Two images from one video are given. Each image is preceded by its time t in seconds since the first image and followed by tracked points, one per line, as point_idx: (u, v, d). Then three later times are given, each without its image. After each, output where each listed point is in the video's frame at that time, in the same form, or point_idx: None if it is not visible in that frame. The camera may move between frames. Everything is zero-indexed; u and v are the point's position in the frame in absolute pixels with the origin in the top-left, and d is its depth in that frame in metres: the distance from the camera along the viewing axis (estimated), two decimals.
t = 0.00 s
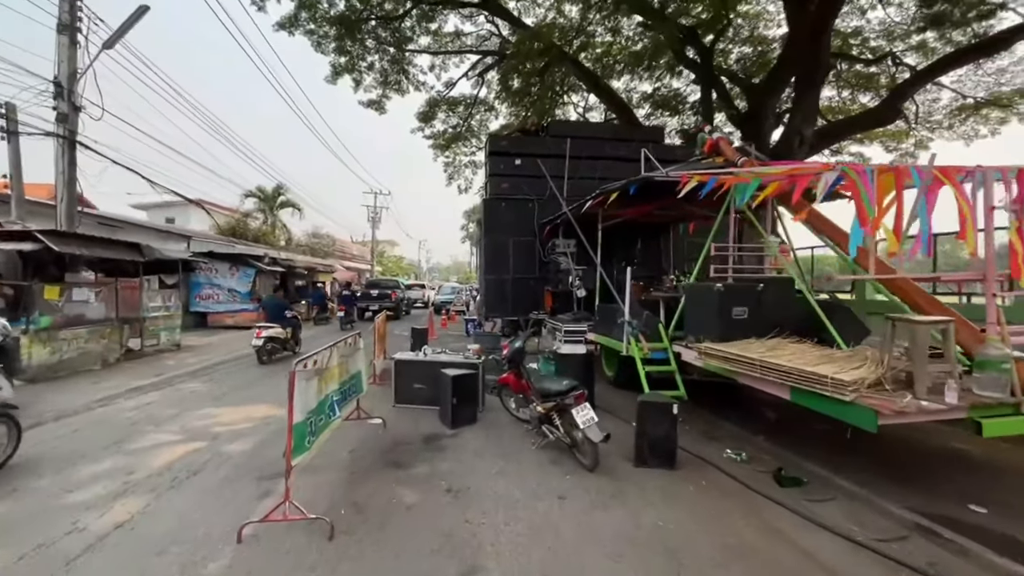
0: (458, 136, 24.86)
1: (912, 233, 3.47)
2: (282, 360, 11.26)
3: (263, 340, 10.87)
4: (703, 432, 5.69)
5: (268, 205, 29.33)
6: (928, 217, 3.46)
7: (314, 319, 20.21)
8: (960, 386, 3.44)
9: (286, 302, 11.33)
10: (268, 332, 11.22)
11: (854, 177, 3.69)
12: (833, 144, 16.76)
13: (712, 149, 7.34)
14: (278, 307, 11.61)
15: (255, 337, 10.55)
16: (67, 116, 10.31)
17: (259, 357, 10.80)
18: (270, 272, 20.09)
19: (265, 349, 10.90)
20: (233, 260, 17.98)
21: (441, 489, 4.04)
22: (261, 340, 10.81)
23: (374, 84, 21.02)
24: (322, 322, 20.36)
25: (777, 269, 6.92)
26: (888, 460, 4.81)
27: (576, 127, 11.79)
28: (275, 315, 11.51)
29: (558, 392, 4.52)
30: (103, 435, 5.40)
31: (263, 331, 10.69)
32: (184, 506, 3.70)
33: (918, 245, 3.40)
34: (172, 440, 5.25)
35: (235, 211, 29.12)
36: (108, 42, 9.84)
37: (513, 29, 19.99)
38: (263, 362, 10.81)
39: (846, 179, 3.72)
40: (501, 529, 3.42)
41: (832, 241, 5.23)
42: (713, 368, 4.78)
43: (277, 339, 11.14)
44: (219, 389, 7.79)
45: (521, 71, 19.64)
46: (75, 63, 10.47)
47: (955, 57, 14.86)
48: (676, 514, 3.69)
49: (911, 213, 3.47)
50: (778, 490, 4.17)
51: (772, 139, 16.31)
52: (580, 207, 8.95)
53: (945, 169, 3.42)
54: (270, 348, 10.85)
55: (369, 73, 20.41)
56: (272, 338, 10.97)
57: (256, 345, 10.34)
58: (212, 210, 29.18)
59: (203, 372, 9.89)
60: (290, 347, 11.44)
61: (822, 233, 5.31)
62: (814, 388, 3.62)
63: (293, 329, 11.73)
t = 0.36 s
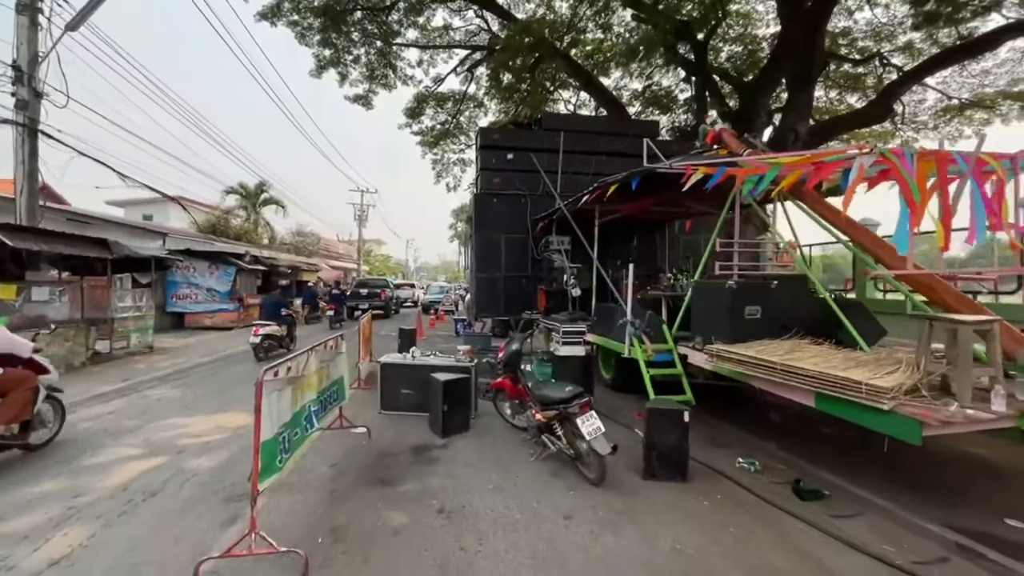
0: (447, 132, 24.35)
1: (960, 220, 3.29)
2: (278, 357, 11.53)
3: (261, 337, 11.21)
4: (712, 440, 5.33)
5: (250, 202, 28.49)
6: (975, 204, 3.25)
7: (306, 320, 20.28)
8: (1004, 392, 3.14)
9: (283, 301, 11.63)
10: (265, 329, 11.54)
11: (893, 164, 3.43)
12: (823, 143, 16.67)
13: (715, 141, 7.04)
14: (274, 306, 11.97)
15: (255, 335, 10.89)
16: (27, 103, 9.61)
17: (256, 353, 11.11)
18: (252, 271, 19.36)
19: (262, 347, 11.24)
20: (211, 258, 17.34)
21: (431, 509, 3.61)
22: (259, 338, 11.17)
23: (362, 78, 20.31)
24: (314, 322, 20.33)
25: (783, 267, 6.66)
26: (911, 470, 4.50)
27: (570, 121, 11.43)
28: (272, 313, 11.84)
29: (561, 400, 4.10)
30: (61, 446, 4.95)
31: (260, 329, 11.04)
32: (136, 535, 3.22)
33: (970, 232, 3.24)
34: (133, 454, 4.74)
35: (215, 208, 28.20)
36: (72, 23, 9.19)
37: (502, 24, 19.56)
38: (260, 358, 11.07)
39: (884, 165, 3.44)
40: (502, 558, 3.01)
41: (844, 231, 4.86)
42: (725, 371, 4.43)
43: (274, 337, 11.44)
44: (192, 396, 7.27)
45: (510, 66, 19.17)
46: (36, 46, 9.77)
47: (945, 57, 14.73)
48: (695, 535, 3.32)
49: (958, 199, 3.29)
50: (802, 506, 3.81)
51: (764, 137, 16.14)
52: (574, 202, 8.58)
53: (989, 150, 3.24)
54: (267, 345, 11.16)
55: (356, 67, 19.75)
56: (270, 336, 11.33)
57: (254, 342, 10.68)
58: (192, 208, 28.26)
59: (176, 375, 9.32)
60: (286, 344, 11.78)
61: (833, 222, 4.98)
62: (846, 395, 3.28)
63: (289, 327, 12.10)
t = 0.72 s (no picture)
0: (428, 128, 23.77)
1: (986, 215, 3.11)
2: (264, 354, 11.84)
3: (248, 335, 11.52)
4: (710, 446, 5.09)
5: (222, 197, 27.35)
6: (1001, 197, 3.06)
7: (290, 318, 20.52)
8: None
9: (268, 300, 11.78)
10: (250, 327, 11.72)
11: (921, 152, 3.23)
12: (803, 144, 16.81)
13: (707, 135, 6.80)
14: (261, 304, 12.22)
15: (241, 333, 11.16)
16: None
17: (243, 350, 11.42)
18: (222, 269, 18.44)
19: (248, 344, 11.45)
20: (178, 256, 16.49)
21: (414, 535, 3.24)
22: (246, 336, 11.48)
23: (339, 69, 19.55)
24: (296, 321, 20.41)
25: (777, 265, 6.47)
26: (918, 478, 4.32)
27: (556, 115, 11.11)
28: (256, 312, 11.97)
29: (556, 409, 3.78)
30: (48, 444, 4.95)
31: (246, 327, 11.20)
32: None
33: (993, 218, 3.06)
34: (77, 473, 4.24)
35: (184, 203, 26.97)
36: None
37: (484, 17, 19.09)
38: (246, 356, 11.40)
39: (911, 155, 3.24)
40: None
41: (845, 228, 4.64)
42: (727, 375, 4.19)
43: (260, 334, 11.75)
44: (152, 403, 6.72)
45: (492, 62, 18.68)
46: None
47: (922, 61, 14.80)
48: (704, 558, 3.04)
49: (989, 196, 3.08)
50: (814, 520, 3.56)
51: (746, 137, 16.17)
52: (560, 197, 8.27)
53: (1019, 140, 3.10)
54: (252, 343, 11.34)
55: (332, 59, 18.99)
56: (256, 334, 11.64)
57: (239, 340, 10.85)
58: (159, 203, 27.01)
59: (137, 381, 8.70)
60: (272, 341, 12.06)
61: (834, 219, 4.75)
62: (866, 404, 3.05)
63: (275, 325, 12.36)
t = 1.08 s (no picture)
0: (397, 123, 23.06)
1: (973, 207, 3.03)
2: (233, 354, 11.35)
3: (215, 335, 11.02)
4: (692, 451, 4.90)
5: (175, 192, 25.74)
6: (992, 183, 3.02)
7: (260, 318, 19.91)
8: None
9: (237, 297, 11.45)
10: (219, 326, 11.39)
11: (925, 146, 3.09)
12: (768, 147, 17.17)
13: (685, 131, 6.66)
14: (229, 302, 11.72)
15: (208, 332, 10.67)
16: None
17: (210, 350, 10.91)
18: (173, 267, 17.23)
19: (216, 343, 11.11)
20: (122, 253, 15.46)
21: (375, 567, 2.85)
22: (213, 335, 10.98)
23: (304, 60, 18.30)
24: (264, 321, 19.73)
25: (754, 263, 6.37)
26: (900, 481, 4.24)
27: (530, 109, 10.81)
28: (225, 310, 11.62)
29: (534, 420, 3.45)
30: (17, 440, 5.10)
31: (214, 326, 10.86)
32: None
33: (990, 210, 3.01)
34: None
35: (132, 197, 25.22)
36: None
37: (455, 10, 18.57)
38: (214, 356, 10.89)
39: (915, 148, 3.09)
40: None
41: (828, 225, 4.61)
42: (714, 379, 3.99)
43: (228, 334, 11.27)
44: (84, 416, 6.03)
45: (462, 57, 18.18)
46: None
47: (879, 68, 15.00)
48: None
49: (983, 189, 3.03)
50: (806, 531, 3.38)
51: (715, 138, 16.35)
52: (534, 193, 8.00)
53: (1019, 133, 3.07)
54: (220, 343, 10.98)
55: (297, 49, 17.87)
56: (224, 333, 11.17)
57: (207, 339, 10.49)
58: (104, 197, 25.18)
59: (71, 390, 7.89)
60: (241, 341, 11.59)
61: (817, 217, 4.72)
62: (865, 410, 2.87)
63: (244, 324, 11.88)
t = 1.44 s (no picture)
0: (374, 119, 22.48)
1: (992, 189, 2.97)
2: (211, 354, 11.01)
3: (193, 335, 10.69)
4: (686, 460, 4.68)
5: (137, 187, 24.47)
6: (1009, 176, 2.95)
7: (233, 318, 19.20)
8: None
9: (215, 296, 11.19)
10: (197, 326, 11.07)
11: (949, 135, 2.90)
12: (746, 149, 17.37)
13: (675, 128, 6.48)
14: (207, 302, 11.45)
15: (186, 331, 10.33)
16: None
17: (188, 350, 10.56)
18: (133, 266, 16.25)
19: (194, 344, 10.80)
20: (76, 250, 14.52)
21: None
22: (191, 335, 10.66)
23: (276, 52, 17.42)
24: (241, 321, 19.23)
25: (746, 264, 6.21)
26: (899, 490, 4.12)
27: (513, 105, 10.51)
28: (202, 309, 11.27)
29: (526, 435, 3.14)
30: None
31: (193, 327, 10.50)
32: None
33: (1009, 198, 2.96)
34: None
35: (90, 192, 23.82)
36: None
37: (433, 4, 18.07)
38: (192, 356, 10.55)
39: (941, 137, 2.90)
40: None
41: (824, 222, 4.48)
42: (714, 385, 3.77)
43: (207, 334, 10.96)
44: (20, 432, 5.44)
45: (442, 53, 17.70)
46: None
47: (851, 72, 14.83)
48: None
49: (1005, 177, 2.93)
50: (814, 548, 3.19)
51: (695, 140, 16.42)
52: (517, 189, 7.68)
53: None
54: (199, 343, 10.65)
55: (268, 39, 17.02)
56: (203, 333, 10.85)
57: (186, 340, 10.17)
58: (58, 190, 23.65)
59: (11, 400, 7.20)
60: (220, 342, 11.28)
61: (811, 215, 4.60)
62: (883, 420, 2.66)
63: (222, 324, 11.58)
